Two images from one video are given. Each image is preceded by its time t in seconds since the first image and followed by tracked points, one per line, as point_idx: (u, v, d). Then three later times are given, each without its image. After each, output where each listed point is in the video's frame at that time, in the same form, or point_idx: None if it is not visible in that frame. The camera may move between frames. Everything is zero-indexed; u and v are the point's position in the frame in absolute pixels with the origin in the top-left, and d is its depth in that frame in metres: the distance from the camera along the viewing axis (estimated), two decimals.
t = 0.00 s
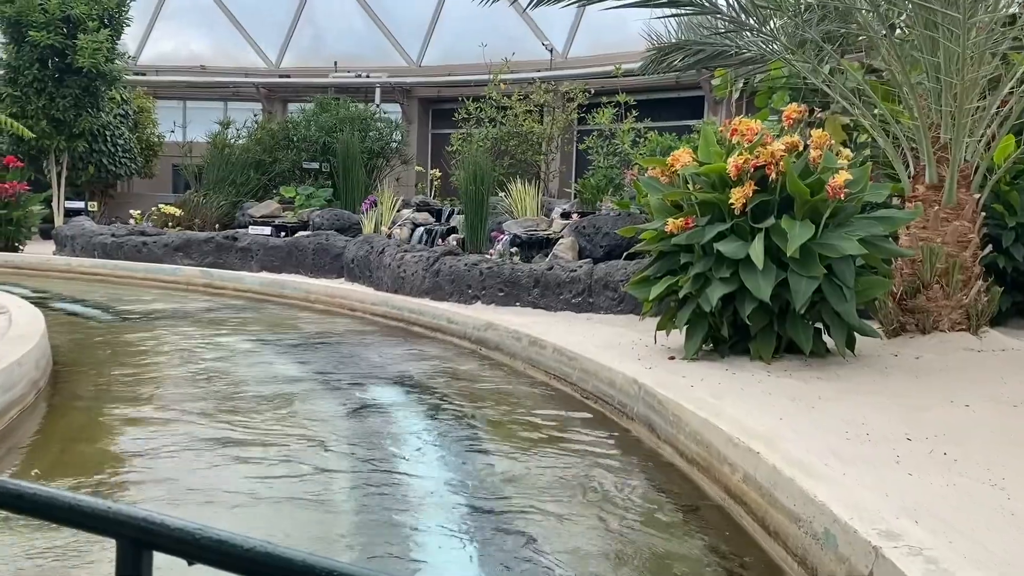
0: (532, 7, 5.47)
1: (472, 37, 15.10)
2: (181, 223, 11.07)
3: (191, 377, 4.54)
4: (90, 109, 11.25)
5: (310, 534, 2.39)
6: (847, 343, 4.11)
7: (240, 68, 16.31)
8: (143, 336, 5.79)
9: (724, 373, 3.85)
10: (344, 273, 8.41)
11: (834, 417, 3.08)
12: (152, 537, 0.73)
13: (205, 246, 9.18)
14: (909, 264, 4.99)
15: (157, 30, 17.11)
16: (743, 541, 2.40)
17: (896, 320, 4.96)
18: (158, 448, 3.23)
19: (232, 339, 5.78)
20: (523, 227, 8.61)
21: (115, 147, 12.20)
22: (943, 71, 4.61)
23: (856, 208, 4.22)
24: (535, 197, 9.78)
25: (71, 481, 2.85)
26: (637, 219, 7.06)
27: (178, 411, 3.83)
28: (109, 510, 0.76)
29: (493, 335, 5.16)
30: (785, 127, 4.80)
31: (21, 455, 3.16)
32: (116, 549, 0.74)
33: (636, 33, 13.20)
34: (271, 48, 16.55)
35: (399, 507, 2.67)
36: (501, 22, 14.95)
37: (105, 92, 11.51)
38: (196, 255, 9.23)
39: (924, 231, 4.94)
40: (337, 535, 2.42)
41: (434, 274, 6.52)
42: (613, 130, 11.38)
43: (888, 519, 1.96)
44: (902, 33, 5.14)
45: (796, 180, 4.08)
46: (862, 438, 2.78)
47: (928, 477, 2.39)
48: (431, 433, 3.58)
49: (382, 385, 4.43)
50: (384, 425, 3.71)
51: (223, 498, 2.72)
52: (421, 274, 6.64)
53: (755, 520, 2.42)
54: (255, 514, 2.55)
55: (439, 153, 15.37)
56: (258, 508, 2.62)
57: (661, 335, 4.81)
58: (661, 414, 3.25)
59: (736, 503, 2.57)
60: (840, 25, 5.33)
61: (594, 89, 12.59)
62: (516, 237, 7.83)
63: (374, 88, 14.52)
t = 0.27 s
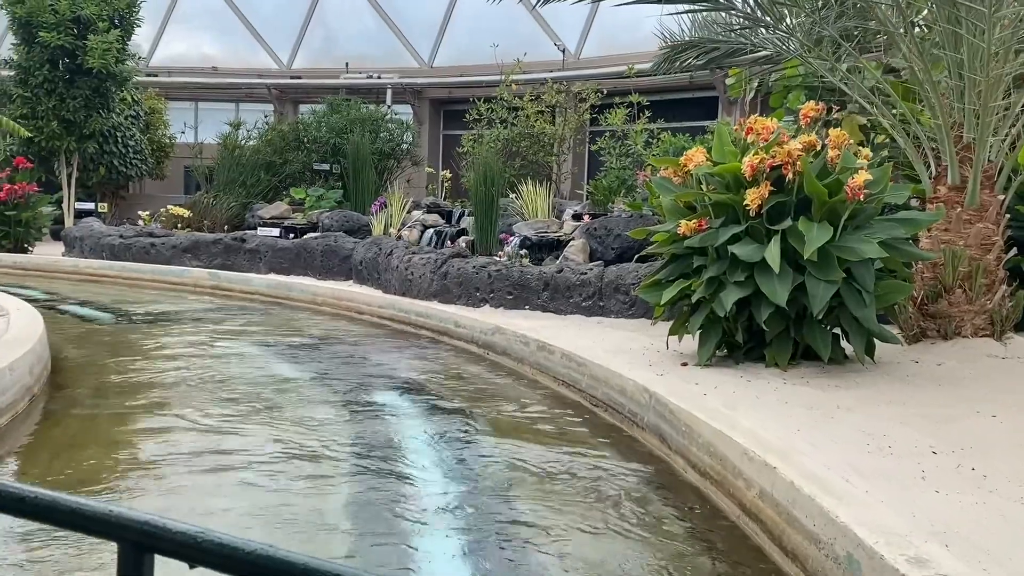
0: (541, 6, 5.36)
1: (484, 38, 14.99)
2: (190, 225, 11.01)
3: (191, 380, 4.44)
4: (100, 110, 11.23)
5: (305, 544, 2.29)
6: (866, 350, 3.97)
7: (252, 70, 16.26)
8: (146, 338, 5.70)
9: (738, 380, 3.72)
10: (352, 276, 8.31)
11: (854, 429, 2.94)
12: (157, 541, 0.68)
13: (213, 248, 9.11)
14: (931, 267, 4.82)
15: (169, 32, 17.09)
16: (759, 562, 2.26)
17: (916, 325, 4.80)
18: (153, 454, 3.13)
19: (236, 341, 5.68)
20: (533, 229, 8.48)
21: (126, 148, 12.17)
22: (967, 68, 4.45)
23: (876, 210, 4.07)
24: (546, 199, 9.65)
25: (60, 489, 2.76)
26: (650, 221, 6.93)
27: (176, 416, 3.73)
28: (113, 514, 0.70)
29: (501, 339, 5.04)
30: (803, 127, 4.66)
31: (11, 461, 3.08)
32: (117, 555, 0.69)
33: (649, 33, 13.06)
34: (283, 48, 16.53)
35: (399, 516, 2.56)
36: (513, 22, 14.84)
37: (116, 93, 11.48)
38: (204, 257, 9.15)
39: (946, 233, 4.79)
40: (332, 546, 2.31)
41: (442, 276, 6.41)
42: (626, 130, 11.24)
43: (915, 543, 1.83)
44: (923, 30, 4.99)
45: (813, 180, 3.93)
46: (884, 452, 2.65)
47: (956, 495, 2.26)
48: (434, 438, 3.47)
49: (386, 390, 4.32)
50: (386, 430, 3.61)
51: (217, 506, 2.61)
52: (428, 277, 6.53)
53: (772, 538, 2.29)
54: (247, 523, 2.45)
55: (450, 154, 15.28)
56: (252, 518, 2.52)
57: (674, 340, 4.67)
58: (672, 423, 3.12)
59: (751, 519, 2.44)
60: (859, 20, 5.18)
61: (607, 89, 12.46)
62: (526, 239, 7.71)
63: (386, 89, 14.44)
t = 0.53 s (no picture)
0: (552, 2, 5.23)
1: (496, 37, 14.86)
2: (200, 226, 10.95)
3: (193, 384, 4.34)
4: (110, 111, 11.19)
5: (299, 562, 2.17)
6: (887, 357, 3.82)
7: (263, 70, 16.22)
8: (151, 341, 5.62)
9: (754, 388, 3.58)
10: (361, 277, 8.21)
11: (876, 440, 2.80)
12: (160, 540, 0.78)
13: (221, 249, 9.03)
14: (954, 270, 4.67)
15: (180, 32, 17.08)
16: None
17: (939, 331, 4.64)
18: (147, 462, 3.03)
19: (241, 343, 5.59)
20: (544, 230, 8.36)
21: (137, 149, 12.14)
22: (993, 64, 4.29)
23: (898, 211, 3.92)
24: (557, 200, 9.52)
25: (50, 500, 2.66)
26: (663, 222, 6.79)
27: (175, 421, 3.63)
28: (117, 517, 0.79)
29: (510, 343, 4.92)
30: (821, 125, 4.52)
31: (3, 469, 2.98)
32: (127, 552, 0.79)
33: (662, 32, 12.91)
34: (294, 49, 16.48)
35: (399, 531, 2.44)
36: (525, 21, 14.73)
37: (126, 93, 11.44)
38: (213, 258, 9.07)
39: (970, 235, 4.62)
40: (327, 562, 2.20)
41: (450, 278, 6.29)
42: (639, 131, 11.10)
43: (948, 570, 1.70)
44: (946, 25, 4.83)
45: (832, 180, 3.80)
46: (910, 466, 2.51)
47: (989, 514, 2.12)
48: (437, 445, 3.36)
49: (392, 395, 4.21)
50: (389, 436, 3.49)
51: (210, 520, 2.50)
52: (437, 279, 6.42)
53: (791, 558, 2.15)
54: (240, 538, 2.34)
55: (462, 154, 15.18)
56: (246, 532, 2.40)
57: (687, 345, 4.54)
58: (685, 434, 2.98)
59: (769, 538, 2.30)
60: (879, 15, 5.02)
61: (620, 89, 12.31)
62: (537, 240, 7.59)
63: (397, 89, 14.36)
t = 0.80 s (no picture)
0: None
1: (507, 37, 14.75)
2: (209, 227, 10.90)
3: (193, 386, 4.25)
4: (120, 111, 11.17)
5: None
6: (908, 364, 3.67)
7: (274, 70, 16.18)
8: (154, 342, 5.53)
9: (770, 395, 3.44)
10: (369, 279, 8.11)
11: (901, 452, 2.67)
12: (165, 541, 0.70)
13: (229, 250, 8.96)
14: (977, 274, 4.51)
15: (192, 33, 17.07)
16: None
17: (961, 336, 4.49)
18: (139, 467, 2.92)
19: (245, 345, 5.49)
20: (555, 231, 8.24)
21: (147, 150, 12.10)
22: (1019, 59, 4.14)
23: (920, 211, 3.77)
24: (568, 201, 9.39)
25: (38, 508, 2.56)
26: (675, 223, 6.66)
27: (172, 426, 3.53)
28: (121, 517, 0.71)
29: (518, 346, 4.80)
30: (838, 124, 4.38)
31: None
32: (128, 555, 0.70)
33: (675, 31, 12.76)
34: (305, 49, 16.44)
35: (397, 544, 2.33)
36: (537, 21, 14.62)
37: (136, 94, 11.41)
38: (221, 259, 8.99)
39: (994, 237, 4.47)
40: None
41: (458, 280, 6.18)
42: (651, 131, 10.96)
43: None
44: (969, 21, 4.69)
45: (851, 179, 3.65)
46: (937, 482, 2.37)
47: (1023, 535, 1.98)
48: (439, 453, 3.24)
49: (396, 400, 4.09)
50: (391, 443, 3.38)
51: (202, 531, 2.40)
52: (445, 281, 6.31)
53: None
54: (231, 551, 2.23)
55: (473, 155, 15.09)
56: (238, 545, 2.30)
57: (700, 349, 4.40)
58: (698, 444, 2.86)
59: (787, 556, 2.18)
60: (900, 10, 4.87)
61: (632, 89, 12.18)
62: (547, 242, 7.47)
63: (408, 90, 14.28)
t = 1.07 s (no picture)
0: None
1: (519, 37, 14.64)
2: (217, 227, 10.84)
3: (192, 389, 4.16)
4: (128, 111, 11.13)
5: None
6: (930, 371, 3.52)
7: (285, 70, 16.13)
8: (156, 343, 5.46)
9: (784, 402, 3.31)
10: (377, 280, 8.01)
11: (924, 464, 2.53)
12: (162, 540, 0.68)
13: (237, 251, 8.89)
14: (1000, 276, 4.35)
15: (203, 33, 17.03)
16: None
17: (983, 341, 4.33)
18: (129, 475, 2.83)
19: (248, 347, 5.40)
20: (564, 232, 8.11)
21: (156, 150, 12.05)
22: None
23: (942, 211, 3.62)
24: (579, 201, 9.26)
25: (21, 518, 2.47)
26: (687, 223, 6.52)
27: (168, 431, 3.44)
28: (118, 513, 0.70)
29: (525, 350, 4.68)
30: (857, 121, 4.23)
31: None
32: (125, 555, 0.69)
33: (688, 29, 12.60)
34: (316, 49, 16.37)
35: (392, 559, 2.23)
36: (549, 19, 14.49)
37: (144, 94, 11.37)
38: (228, 260, 8.92)
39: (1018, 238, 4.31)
40: None
41: (465, 282, 6.07)
42: (664, 130, 10.81)
43: None
44: (993, 15, 4.53)
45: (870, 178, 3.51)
46: (964, 498, 2.23)
47: None
48: (441, 461, 3.13)
49: (398, 405, 3.98)
50: (391, 449, 3.28)
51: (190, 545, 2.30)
52: (452, 282, 6.20)
53: None
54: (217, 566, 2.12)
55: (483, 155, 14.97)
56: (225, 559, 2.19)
57: (711, 354, 4.27)
58: (709, 455, 2.73)
59: None
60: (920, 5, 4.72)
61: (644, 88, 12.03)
62: (557, 243, 7.35)
63: (418, 89, 14.18)
